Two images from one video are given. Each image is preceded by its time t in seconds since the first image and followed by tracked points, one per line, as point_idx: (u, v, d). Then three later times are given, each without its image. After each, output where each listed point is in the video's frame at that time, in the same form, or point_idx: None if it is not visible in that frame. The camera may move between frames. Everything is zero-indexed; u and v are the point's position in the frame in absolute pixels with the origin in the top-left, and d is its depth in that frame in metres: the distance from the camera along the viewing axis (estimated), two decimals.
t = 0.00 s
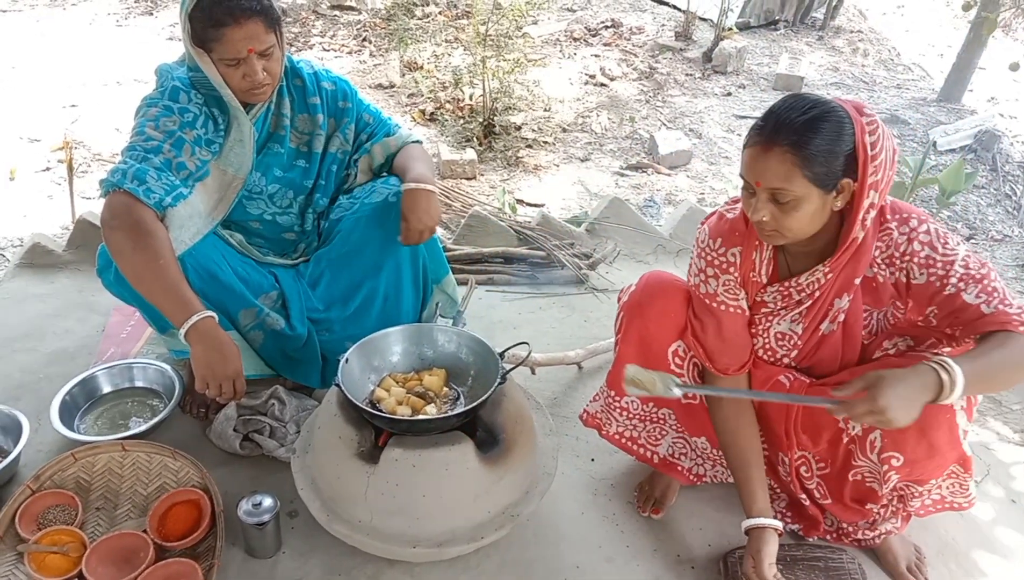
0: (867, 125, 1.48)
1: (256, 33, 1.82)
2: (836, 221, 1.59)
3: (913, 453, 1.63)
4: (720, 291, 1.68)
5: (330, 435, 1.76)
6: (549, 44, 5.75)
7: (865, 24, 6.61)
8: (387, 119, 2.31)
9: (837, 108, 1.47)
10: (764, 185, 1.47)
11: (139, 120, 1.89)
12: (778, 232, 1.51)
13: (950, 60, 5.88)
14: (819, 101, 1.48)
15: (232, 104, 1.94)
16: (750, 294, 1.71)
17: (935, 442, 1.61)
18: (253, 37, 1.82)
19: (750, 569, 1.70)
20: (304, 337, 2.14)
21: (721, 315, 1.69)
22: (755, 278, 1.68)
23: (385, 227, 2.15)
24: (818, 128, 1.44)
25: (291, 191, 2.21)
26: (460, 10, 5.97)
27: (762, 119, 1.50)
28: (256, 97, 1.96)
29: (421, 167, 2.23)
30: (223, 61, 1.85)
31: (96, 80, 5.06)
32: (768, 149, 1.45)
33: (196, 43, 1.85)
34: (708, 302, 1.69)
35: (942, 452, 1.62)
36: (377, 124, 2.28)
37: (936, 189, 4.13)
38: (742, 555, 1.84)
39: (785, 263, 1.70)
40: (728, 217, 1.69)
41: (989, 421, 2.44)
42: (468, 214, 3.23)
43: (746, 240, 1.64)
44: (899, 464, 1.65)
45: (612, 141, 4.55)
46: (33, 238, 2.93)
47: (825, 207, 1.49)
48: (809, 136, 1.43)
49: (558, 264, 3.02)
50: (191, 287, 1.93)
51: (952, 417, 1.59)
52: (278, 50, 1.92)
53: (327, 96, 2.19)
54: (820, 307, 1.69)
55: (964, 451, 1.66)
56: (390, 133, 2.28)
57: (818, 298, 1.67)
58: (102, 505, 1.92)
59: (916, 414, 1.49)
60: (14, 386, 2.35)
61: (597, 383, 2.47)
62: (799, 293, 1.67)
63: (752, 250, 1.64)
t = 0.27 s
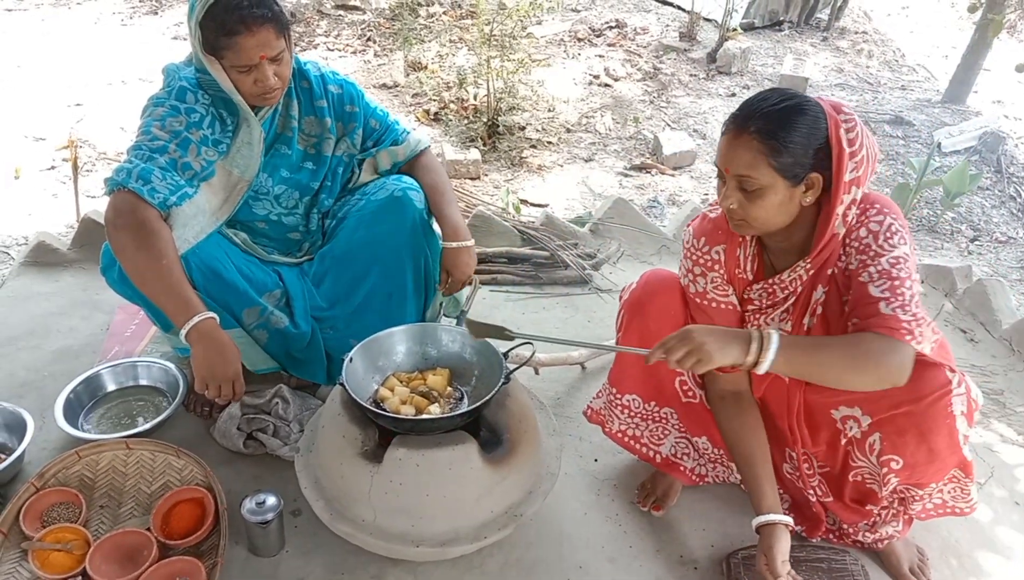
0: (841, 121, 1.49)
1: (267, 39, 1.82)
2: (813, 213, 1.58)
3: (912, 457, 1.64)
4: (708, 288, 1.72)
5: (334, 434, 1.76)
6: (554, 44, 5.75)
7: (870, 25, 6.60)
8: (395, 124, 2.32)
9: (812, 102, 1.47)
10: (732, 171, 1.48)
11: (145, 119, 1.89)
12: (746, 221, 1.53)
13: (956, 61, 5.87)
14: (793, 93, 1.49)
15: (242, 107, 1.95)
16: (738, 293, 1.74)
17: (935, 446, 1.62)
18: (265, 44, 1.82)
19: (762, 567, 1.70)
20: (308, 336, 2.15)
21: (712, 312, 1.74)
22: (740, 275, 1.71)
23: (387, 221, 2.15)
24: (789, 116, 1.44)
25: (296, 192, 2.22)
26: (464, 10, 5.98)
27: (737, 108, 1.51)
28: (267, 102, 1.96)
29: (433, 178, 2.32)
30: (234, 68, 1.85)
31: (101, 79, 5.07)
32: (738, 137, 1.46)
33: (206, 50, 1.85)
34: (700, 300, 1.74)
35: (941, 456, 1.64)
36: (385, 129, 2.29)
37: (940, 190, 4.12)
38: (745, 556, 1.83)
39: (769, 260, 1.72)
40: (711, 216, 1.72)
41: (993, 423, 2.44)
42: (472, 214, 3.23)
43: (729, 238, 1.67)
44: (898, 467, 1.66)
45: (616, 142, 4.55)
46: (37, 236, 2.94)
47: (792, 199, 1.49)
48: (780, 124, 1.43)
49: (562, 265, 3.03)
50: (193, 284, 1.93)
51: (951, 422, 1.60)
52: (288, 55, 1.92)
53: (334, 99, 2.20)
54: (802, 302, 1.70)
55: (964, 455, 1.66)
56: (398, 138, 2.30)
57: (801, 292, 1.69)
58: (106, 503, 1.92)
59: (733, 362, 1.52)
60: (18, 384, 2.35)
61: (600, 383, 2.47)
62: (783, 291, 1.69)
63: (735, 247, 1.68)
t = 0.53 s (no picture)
0: (830, 124, 1.47)
1: (279, 45, 1.82)
2: (802, 215, 1.56)
3: (910, 461, 1.63)
4: (703, 289, 1.76)
5: (338, 434, 1.76)
6: (559, 45, 5.75)
7: (876, 27, 6.59)
8: (403, 129, 2.32)
9: (802, 103, 1.46)
10: (720, 172, 1.47)
11: (154, 117, 1.89)
12: (733, 220, 1.53)
13: (961, 64, 5.86)
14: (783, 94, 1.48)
15: (252, 109, 1.95)
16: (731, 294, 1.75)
17: (933, 451, 1.61)
18: (277, 50, 1.82)
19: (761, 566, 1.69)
20: (310, 335, 2.14)
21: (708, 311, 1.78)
22: (734, 276, 1.72)
23: (389, 219, 2.16)
24: (775, 117, 1.43)
25: (302, 193, 2.22)
26: (470, 10, 5.98)
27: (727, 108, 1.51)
28: (277, 106, 1.96)
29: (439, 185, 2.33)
30: (245, 73, 1.85)
31: (107, 77, 5.08)
32: (726, 137, 1.46)
33: (217, 55, 1.85)
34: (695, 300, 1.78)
35: (939, 460, 1.63)
36: (393, 134, 2.29)
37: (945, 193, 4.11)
38: (748, 558, 1.83)
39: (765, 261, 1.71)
40: (705, 218, 1.75)
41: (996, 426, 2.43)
42: (476, 214, 3.22)
43: (722, 239, 1.69)
44: (896, 470, 1.65)
45: (620, 142, 4.54)
46: (42, 234, 2.94)
47: (779, 199, 1.48)
48: (767, 125, 1.42)
49: (566, 265, 3.02)
50: (196, 281, 1.94)
51: (947, 427, 1.60)
52: (299, 59, 1.91)
53: (343, 102, 2.20)
54: (790, 303, 1.68)
55: (963, 460, 1.65)
56: (406, 145, 2.31)
57: (790, 293, 1.67)
58: (109, 501, 1.93)
59: (674, 360, 1.56)
60: (22, 381, 2.35)
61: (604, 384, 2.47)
62: (773, 293, 1.68)
63: (728, 247, 1.69)
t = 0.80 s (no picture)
0: (833, 129, 1.48)
1: (282, 54, 1.82)
2: (803, 221, 1.56)
3: (910, 465, 1.65)
4: (705, 292, 1.75)
5: (340, 438, 1.76)
6: (560, 48, 5.76)
7: (877, 29, 6.59)
8: (406, 136, 2.32)
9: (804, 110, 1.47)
10: (722, 177, 1.48)
11: (157, 123, 1.90)
12: (735, 225, 1.53)
13: (963, 66, 5.86)
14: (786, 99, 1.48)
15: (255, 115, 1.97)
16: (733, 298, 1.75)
17: (933, 456, 1.62)
18: (279, 59, 1.82)
19: (761, 568, 1.70)
20: (312, 340, 2.13)
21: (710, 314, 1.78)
22: (736, 280, 1.72)
23: (390, 225, 2.16)
24: (778, 123, 1.43)
25: (305, 199, 2.23)
26: (471, 14, 5.99)
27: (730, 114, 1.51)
28: (280, 113, 1.97)
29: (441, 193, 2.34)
30: (248, 81, 1.86)
31: (110, 83, 5.10)
32: (728, 141, 1.46)
33: (220, 63, 1.86)
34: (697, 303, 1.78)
35: (940, 465, 1.64)
36: (396, 141, 2.30)
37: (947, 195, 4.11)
38: (751, 561, 1.83)
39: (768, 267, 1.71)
40: (708, 222, 1.75)
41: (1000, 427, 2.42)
42: (478, 218, 3.23)
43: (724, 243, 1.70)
44: (897, 474, 1.67)
45: (622, 146, 4.55)
46: (45, 239, 2.95)
47: (781, 205, 1.49)
48: (770, 131, 1.43)
49: (568, 269, 3.03)
50: (197, 286, 1.94)
51: (948, 432, 1.60)
52: (302, 67, 1.92)
53: (346, 108, 2.21)
54: (790, 308, 1.67)
55: (965, 465, 1.66)
56: (409, 151, 2.31)
57: (791, 298, 1.67)
58: (112, 506, 1.93)
59: (672, 374, 1.56)
60: (26, 386, 2.36)
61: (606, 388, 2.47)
62: (774, 299, 1.68)
63: (730, 251, 1.70)
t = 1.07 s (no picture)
0: (842, 135, 1.47)
1: (280, 52, 1.82)
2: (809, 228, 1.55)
3: (912, 466, 1.64)
4: (706, 296, 1.75)
5: (338, 437, 1.76)
6: (561, 47, 5.75)
7: (878, 30, 6.58)
8: (406, 134, 2.32)
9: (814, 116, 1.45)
10: (730, 184, 1.47)
11: (156, 121, 1.90)
12: (743, 232, 1.52)
13: (964, 67, 5.85)
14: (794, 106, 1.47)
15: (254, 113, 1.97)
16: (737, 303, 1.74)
17: (935, 456, 1.62)
18: (277, 57, 1.82)
19: (763, 571, 1.70)
20: (310, 337, 2.13)
21: (711, 317, 1.77)
22: (739, 285, 1.71)
23: (391, 223, 2.15)
24: (787, 129, 1.42)
25: (304, 197, 2.23)
26: (472, 13, 5.98)
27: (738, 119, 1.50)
28: (278, 111, 1.96)
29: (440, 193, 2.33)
30: (246, 79, 1.86)
31: (110, 80, 5.09)
32: (737, 149, 1.45)
33: (219, 61, 1.86)
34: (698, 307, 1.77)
35: (941, 465, 1.64)
36: (395, 139, 2.29)
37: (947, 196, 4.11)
38: (749, 561, 1.82)
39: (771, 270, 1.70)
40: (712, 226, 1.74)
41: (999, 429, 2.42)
42: (478, 217, 3.22)
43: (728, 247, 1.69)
44: (898, 475, 1.66)
45: (622, 145, 4.54)
46: (44, 236, 2.94)
47: (790, 212, 1.48)
48: (779, 138, 1.42)
49: (567, 268, 3.02)
50: (196, 283, 1.94)
51: (950, 432, 1.60)
52: (301, 65, 1.91)
53: (346, 106, 2.20)
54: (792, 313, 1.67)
55: (965, 465, 1.66)
56: (409, 150, 2.31)
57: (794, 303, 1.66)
58: (110, 503, 1.93)
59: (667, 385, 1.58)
60: (24, 383, 2.36)
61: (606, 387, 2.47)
62: (777, 303, 1.67)
63: (733, 255, 1.69)
